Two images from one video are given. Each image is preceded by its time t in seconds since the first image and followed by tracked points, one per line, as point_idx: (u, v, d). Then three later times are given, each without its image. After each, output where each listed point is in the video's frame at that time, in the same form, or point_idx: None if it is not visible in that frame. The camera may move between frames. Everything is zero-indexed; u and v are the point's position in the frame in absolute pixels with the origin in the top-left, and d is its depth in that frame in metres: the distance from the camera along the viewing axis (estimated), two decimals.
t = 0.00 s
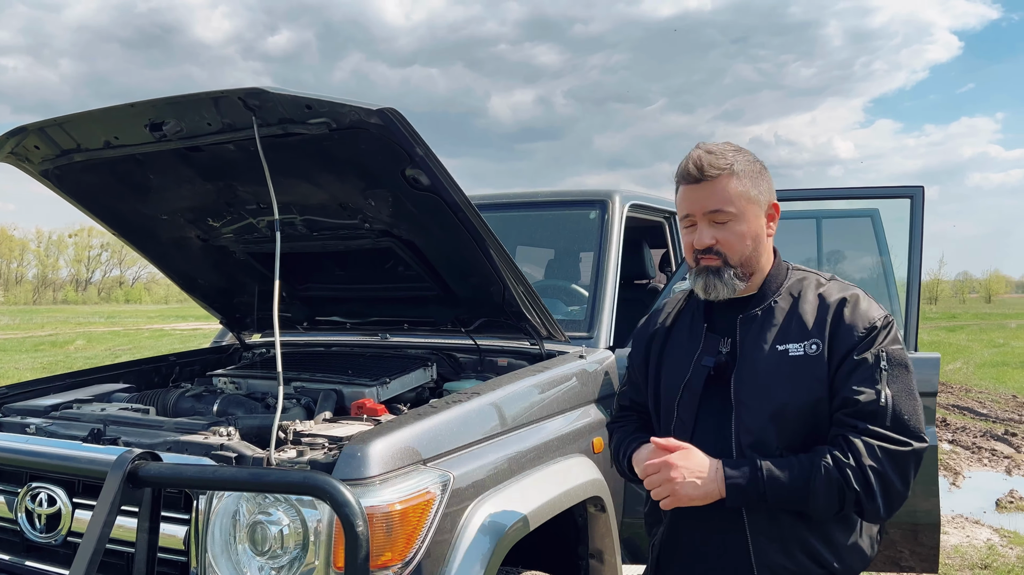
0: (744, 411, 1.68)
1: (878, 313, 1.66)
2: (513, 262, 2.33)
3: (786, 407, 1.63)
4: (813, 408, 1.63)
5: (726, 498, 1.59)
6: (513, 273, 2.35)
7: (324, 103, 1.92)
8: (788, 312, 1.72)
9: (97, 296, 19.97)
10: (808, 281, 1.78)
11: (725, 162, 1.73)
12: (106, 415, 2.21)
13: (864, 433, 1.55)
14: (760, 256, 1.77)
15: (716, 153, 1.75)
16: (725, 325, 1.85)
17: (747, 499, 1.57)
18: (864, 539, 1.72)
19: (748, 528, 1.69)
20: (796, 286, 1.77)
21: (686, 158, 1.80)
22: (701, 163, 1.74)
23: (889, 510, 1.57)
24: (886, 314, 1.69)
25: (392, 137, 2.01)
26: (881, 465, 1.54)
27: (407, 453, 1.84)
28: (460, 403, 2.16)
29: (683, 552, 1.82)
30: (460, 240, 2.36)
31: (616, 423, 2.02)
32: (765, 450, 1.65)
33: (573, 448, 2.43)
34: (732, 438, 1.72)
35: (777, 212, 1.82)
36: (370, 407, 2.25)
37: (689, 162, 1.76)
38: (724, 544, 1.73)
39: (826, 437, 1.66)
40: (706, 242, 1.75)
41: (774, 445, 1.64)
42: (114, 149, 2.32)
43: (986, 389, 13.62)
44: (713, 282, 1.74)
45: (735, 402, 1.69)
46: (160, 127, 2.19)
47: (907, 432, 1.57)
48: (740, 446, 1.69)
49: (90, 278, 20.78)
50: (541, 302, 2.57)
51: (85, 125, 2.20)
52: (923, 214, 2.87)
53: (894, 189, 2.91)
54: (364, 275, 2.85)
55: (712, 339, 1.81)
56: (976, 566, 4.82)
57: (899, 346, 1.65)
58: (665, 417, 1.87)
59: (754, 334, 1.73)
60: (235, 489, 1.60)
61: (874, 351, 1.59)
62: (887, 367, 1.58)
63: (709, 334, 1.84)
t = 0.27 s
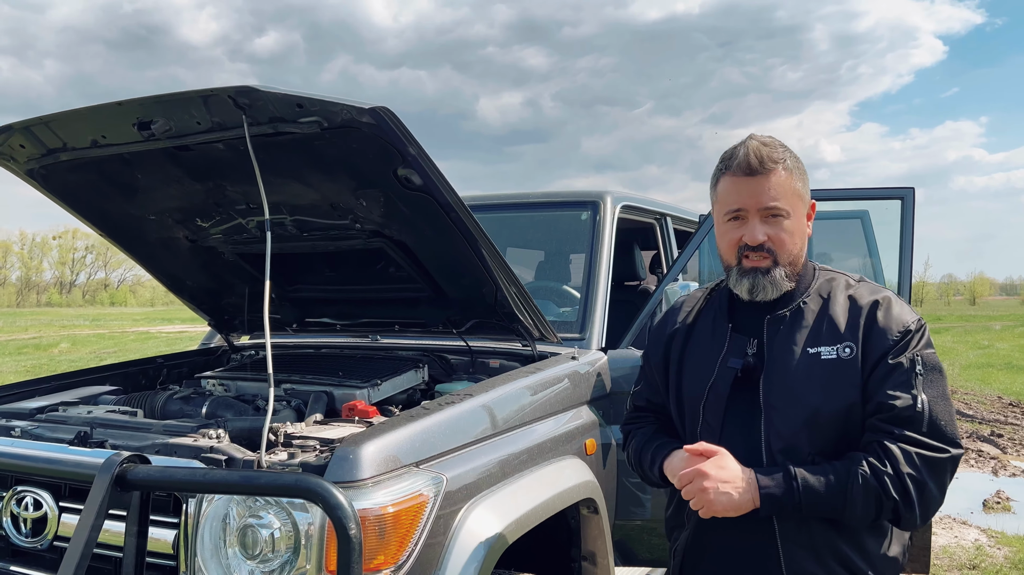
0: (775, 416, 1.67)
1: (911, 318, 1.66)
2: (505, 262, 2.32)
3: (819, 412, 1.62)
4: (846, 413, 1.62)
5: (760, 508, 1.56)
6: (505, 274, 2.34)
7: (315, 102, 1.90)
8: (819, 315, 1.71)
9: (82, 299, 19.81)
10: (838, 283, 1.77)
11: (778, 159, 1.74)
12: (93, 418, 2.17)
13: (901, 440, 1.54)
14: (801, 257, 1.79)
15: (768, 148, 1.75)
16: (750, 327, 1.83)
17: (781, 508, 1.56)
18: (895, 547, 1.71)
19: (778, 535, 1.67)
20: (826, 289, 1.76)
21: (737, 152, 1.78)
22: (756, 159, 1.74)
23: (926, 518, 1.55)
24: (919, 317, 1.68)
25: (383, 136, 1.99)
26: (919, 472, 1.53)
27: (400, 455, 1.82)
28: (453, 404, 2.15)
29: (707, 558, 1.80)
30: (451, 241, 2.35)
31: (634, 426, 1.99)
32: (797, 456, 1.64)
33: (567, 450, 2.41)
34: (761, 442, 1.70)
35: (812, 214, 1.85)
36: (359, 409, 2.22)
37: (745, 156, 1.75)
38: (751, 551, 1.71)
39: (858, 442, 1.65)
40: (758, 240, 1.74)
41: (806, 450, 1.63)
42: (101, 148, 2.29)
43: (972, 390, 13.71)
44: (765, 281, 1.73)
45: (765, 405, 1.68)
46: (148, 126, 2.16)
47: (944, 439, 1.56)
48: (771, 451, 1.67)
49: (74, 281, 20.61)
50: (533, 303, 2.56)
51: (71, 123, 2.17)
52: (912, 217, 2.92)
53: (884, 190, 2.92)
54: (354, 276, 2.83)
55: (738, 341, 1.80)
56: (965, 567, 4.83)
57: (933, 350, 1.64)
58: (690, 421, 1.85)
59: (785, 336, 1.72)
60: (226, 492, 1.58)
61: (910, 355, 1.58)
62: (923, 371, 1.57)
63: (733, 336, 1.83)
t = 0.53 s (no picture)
0: (801, 424, 1.65)
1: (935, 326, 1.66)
2: (494, 264, 2.31)
3: (848, 421, 1.61)
4: (874, 422, 1.62)
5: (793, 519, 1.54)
6: (494, 275, 2.32)
7: (302, 102, 1.88)
8: (843, 321, 1.70)
9: (64, 301, 19.62)
10: (857, 289, 1.77)
11: (806, 163, 1.70)
12: (76, 421, 2.14)
13: (932, 451, 1.54)
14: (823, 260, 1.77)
15: (796, 149, 1.71)
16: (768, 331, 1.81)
17: (815, 521, 1.53)
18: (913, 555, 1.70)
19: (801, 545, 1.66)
20: (847, 294, 1.75)
21: (763, 151, 1.73)
22: (784, 162, 1.69)
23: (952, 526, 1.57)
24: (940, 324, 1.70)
25: (372, 136, 1.97)
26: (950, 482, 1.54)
27: (389, 458, 1.81)
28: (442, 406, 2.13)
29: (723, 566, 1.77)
30: (440, 242, 2.33)
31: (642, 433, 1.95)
32: (825, 466, 1.63)
33: (556, 452, 2.40)
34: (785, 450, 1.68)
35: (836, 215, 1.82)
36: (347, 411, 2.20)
37: (773, 157, 1.70)
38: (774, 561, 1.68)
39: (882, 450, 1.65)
40: (783, 245, 1.70)
41: (833, 459, 1.62)
42: (84, 147, 2.26)
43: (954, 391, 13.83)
44: (789, 287, 1.70)
45: (791, 414, 1.66)
46: (132, 125, 2.13)
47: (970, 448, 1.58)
48: (796, 459, 1.66)
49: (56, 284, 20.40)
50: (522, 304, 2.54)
51: (53, 122, 2.14)
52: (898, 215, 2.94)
53: (871, 192, 2.93)
54: (341, 278, 2.80)
55: (757, 345, 1.77)
56: (950, 567, 4.86)
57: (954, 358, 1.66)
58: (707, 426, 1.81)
59: (811, 343, 1.70)
60: (211, 496, 1.56)
61: (939, 365, 1.59)
62: (952, 382, 1.58)
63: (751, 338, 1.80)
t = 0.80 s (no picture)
0: (801, 429, 1.65)
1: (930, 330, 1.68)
2: (482, 266, 2.30)
3: (848, 426, 1.61)
4: (874, 427, 1.62)
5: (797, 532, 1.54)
6: (482, 277, 2.31)
7: (288, 102, 1.86)
8: (840, 326, 1.71)
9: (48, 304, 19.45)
10: (853, 293, 1.78)
11: (801, 169, 1.69)
12: (58, 426, 2.11)
13: (933, 456, 1.55)
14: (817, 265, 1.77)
15: (791, 155, 1.70)
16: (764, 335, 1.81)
17: (819, 533, 1.53)
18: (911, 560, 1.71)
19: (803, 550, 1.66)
20: (842, 298, 1.76)
21: (758, 156, 1.73)
22: (778, 168, 1.69)
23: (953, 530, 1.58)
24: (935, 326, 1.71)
25: (359, 136, 1.96)
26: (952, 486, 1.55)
27: (377, 462, 1.79)
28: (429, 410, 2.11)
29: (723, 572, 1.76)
30: (428, 243, 2.32)
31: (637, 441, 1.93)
32: (826, 472, 1.63)
33: (544, 455, 2.39)
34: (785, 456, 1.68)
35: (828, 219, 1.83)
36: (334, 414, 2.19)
37: (767, 162, 1.70)
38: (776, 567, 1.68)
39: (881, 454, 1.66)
40: (779, 251, 1.70)
41: (834, 465, 1.63)
42: (67, 148, 2.23)
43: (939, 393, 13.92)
44: (784, 292, 1.70)
45: (791, 420, 1.66)
46: (116, 126, 2.11)
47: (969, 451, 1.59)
48: (797, 465, 1.66)
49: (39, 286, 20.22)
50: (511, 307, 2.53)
51: (36, 123, 2.11)
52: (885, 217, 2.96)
53: (858, 193, 2.95)
54: (327, 280, 2.78)
55: (754, 350, 1.77)
56: (936, 568, 4.89)
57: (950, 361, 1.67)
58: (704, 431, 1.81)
59: (810, 348, 1.70)
60: (196, 502, 1.54)
61: (937, 369, 1.60)
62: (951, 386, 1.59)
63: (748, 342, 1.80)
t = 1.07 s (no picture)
0: (759, 423, 1.64)
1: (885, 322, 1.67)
2: (464, 266, 2.28)
3: (807, 419, 1.60)
4: (833, 419, 1.61)
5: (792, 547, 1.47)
6: (465, 277, 2.29)
7: (267, 101, 1.84)
8: (795, 319, 1.71)
9: (30, 306, 19.26)
10: (810, 288, 1.78)
11: (739, 166, 1.72)
12: (32, 429, 2.08)
13: (903, 450, 1.54)
14: (768, 263, 1.78)
15: (728, 153, 1.73)
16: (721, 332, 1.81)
17: (817, 546, 1.48)
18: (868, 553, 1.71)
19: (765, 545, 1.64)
20: (799, 293, 1.76)
21: (699, 158, 1.76)
22: (716, 166, 1.72)
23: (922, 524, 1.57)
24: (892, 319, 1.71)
25: (339, 136, 1.94)
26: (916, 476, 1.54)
27: (357, 465, 1.77)
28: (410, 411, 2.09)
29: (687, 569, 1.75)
30: (410, 244, 2.30)
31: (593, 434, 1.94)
32: (786, 464, 1.61)
33: (527, 458, 2.38)
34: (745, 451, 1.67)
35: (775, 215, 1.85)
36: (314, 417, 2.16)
37: (707, 164, 1.73)
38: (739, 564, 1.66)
39: (841, 447, 1.65)
40: (726, 248, 1.72)
41: (795, 457, 1.61)
42: (43, 147, 2.20)
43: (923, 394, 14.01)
44: (734, 289, 1.71)
45: (749, 413, 1.65)
46: (92, 124, 2.07)
47: (930, 443, 1.59)
48: (757, 459, 1.64)
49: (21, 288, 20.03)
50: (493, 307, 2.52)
51: (10, 121, 2.08)
52: (868, 218, 2.98)
53: (841, 195, 2.95)
54: (309, 281, 2.76)
55: (711, 346, 1.77)
56: (919, 568, 4.90)
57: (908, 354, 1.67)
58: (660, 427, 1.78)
59: (768, 343, 1.69)
60: (170, 506, 1.51)
61: (895, 361, 1.60)
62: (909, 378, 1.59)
63: (705, 339, 1.80)
